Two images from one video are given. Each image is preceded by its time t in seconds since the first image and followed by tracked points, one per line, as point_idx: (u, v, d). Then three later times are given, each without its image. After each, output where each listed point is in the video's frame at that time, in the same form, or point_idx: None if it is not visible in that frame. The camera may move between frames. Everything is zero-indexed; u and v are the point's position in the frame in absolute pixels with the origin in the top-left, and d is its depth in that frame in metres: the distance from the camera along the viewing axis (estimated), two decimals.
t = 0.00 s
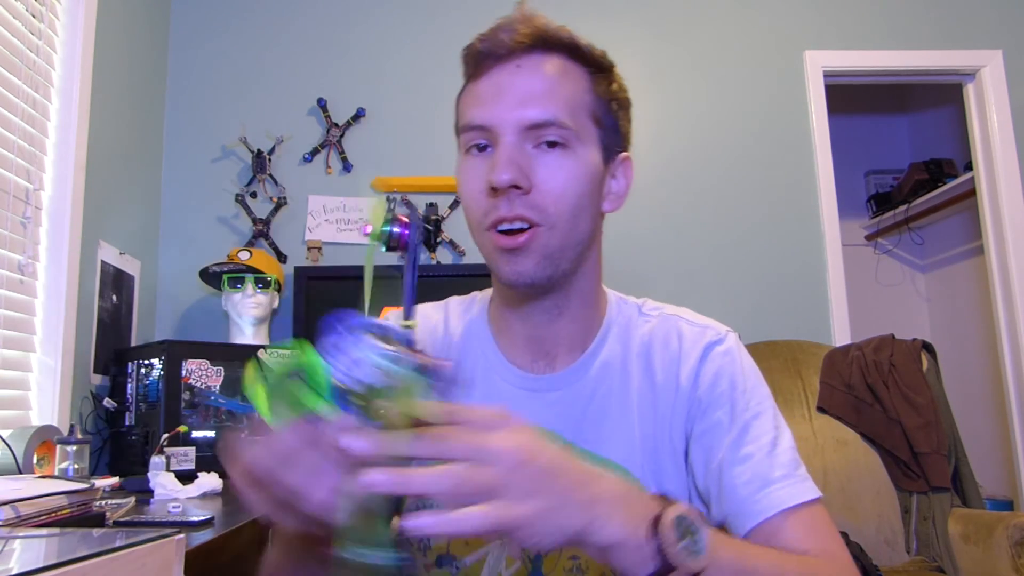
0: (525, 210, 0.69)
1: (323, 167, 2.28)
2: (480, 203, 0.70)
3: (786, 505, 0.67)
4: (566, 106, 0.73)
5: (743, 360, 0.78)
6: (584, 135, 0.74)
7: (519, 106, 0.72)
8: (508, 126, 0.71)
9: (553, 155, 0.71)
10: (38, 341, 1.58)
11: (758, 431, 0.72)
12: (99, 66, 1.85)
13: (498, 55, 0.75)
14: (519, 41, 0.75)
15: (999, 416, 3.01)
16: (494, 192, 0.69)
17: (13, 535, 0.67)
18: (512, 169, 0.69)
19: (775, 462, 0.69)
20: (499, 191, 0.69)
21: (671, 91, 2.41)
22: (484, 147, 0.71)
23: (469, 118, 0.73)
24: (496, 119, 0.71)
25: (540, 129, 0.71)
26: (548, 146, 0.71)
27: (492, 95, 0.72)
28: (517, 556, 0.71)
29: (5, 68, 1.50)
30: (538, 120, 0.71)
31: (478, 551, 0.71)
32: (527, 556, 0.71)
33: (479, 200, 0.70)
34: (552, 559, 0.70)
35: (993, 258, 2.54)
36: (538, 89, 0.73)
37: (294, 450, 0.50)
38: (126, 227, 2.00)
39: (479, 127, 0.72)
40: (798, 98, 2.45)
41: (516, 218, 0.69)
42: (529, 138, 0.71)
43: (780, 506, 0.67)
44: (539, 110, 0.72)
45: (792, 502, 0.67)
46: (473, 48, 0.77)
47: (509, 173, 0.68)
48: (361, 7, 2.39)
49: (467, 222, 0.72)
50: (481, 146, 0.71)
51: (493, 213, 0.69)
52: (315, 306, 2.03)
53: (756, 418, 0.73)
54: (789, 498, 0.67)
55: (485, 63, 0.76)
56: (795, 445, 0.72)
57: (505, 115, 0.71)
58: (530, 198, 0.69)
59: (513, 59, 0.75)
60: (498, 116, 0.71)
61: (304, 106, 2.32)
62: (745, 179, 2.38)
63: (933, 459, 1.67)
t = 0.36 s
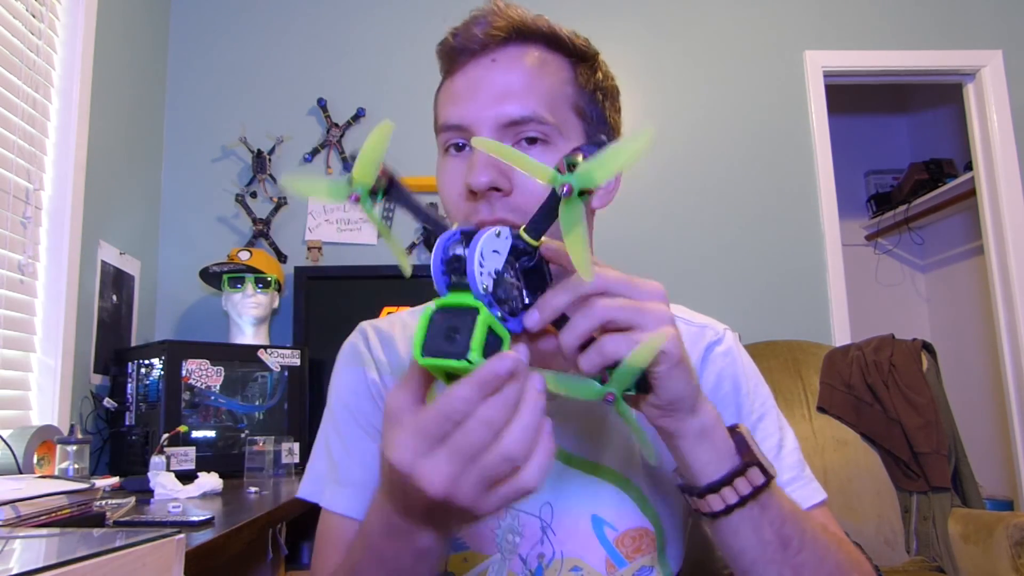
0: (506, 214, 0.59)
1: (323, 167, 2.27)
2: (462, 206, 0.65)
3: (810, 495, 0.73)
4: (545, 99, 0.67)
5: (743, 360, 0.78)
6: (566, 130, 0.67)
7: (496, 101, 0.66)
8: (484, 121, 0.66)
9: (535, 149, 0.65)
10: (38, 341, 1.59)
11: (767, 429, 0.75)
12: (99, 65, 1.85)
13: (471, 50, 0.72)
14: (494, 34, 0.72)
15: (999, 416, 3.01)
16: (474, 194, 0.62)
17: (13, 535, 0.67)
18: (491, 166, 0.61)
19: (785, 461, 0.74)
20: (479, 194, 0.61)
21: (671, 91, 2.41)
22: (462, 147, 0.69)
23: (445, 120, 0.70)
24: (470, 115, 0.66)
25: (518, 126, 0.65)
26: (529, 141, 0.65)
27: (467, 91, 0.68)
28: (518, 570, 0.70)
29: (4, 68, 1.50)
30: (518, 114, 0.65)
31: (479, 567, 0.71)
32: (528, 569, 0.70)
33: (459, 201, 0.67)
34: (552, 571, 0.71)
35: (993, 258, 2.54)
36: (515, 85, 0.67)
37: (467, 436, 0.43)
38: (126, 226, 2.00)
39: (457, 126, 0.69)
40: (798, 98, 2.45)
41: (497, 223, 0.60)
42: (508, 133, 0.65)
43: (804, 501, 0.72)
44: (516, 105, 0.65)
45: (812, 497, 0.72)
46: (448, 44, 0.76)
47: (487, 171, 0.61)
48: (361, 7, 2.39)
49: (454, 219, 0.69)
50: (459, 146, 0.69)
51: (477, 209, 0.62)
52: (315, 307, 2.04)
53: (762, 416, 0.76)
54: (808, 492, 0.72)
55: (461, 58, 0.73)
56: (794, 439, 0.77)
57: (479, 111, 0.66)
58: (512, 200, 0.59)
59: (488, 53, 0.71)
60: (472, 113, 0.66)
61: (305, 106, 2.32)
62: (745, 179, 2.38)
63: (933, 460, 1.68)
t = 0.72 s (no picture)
0: (514, 223, 0.66)
1: (323, 167, 2.28)
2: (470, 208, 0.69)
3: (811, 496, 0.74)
4: (550, 105, 0.70)
5: (745, 361, 0.78)
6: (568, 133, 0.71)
7: (502, 106, 0.68)
8: (491, 129, 0.68)
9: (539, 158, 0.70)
10: (38, 341, 1.58)
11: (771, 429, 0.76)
12: (99, 65, 1.85)
13: (476, 53, 0.74)
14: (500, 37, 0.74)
15: (999, 416, 3.01)
16: (480, 201, 0.67)
17: (13, 535, 0.67)
18: (497, 175, 0.66)
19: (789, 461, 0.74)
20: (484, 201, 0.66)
21: (671, 91, 2.41)
22: (467, 150, 0.71)
23: (447, 121, 0.71)
24: (478, 122, 0.69)
25: (524, 132, 0.69)
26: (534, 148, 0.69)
27: (475, 96, 0.70)
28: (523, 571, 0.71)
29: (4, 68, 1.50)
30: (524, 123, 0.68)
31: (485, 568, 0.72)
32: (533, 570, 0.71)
33: (465, 206, 0.70)
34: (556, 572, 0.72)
35: (993, 258, 2.54)
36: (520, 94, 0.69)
37: (496, 505, 0.49)
38: (126, 226, 2.00)
39: (460, 131, 0.70)
40: (798, 98, 2.45)
41: (504, 228, 0.67)
42: (515, 140, 0.69)
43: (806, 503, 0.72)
44: (522, 111, 0.68)
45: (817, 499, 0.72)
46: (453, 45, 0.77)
47: (493, 179, 0.66)
48: (361, 6, 2.39)
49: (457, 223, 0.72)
50: (463, 149, 0.71)
51: (473, 219, 0.68)
52: (315, 306, 2.04)
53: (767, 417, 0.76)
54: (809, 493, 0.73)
55: (464, 59, 0.75)
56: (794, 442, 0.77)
57: (486, 116, 0.68)
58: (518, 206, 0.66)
59: (493, 55, 0.73)
60: (478, 118, 0.69)
61: (305, 106, 2.32)
62: (745, 179, 2.38)
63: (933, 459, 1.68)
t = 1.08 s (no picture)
0: (503, 226, 0.52)
1: (323, 167, 2.28)
2: (450, 216, 0.52)
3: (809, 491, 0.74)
4: (535, 102, 0.56)
5: (740, 363, 0.77)
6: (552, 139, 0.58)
7: (485, 106, 0.52)
8: (474, 125, 0.51)
9: (530, 144, 0.54)
10: (38, 341, 1.58)
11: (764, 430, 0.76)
12: (99, 65, 1.85)
13: (457, 55, 0.59)
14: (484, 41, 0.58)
15: (999, 416, 3.01)
16: (462, 205, 0.51)
17: (14, 536, 0.67)
18: (484, 177, 0.51)
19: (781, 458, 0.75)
20: (464, 207, 0.51)
21: (671, 91, 2.41)
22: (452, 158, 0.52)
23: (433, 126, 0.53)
24: (460, 122, 0.52)
25: (511, 134, 0.53)
26: (522, 151, 0.54)
27: (458, 97, 0.53)
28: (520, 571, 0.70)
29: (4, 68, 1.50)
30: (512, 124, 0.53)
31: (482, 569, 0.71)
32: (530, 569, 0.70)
33: (451, 215, 0.52)
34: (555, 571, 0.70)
35: (993, 258, 2.54)
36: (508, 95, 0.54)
37: None
38: (126, 227, 2.00)
39: (445, 137, 0.52)
40: (798, 98, 2.45)
41: (490, 230, 0.52)
42: (498, 142, 0.53)
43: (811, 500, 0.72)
44: (510, 109, 0.53)
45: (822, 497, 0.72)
46: (441, 52, 0.60)
47: (478, 180, 0.51)
48: (361, 7, 2.39)
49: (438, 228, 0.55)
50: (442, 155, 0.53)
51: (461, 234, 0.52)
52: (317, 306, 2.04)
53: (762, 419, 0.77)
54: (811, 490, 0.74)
55: (451, 69, 0.58)
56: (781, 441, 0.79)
57: (473, 117, 0.51)
58: (507, 208, 0.52)
59: (476, 57, 0.57)
60: (460, 120, 0.52)
61: (304, 106, 2.32)
62: (745, 179, 2.38)
63: (933, 459, 1.67)
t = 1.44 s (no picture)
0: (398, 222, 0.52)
1: (323, 167, 2.28)
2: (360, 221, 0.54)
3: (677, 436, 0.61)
4: (419, 103, 0.54)
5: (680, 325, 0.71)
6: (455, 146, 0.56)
7: (366, 111, 0.53)
8: (360, 133, 0.52)
9: (430, 138, 0.53)
10: (38, 341, 1.58)
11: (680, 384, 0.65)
12: (99, 65, 1.85)
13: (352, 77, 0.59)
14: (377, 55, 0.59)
15: (999, 416, 3.01)
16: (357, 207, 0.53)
17: (15, 536, 0.67)
18: (372, 177, 0.52)
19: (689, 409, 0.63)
20: (360, 205, 0.53)
21: (672, 91, 2.41)
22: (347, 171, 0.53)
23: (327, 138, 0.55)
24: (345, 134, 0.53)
25: (396, 133, 0.52)
26: (407, 148, 0.52)
27: (353, 112, 0.54)
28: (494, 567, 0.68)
29: (5, 67, 1.50)
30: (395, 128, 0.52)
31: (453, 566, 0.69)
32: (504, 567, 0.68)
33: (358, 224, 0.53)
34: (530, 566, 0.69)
35: (993, 258, 2.54)
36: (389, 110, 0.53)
37: None
38: (126, 227, 2.00)
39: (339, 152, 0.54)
40: (798, 98, 2.45)
41: (382, 225, 0.52)
42: (381, 143, 0.52)
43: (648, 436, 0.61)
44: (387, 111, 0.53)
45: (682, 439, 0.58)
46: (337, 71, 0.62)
47: (366, 182, 0.52)
48: (361, 7, 2.39)
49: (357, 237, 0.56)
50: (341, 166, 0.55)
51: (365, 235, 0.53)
52: (315, 305, 2.05)
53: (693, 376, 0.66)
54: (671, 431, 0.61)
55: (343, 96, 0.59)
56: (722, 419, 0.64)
57: (358, 128, 0.52)
58: (400, 202, 0.51)
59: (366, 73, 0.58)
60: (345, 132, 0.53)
61: (304, 106, 2.32)
62: (745, 179, 2.38)
63: (933, 459, 1.67)
